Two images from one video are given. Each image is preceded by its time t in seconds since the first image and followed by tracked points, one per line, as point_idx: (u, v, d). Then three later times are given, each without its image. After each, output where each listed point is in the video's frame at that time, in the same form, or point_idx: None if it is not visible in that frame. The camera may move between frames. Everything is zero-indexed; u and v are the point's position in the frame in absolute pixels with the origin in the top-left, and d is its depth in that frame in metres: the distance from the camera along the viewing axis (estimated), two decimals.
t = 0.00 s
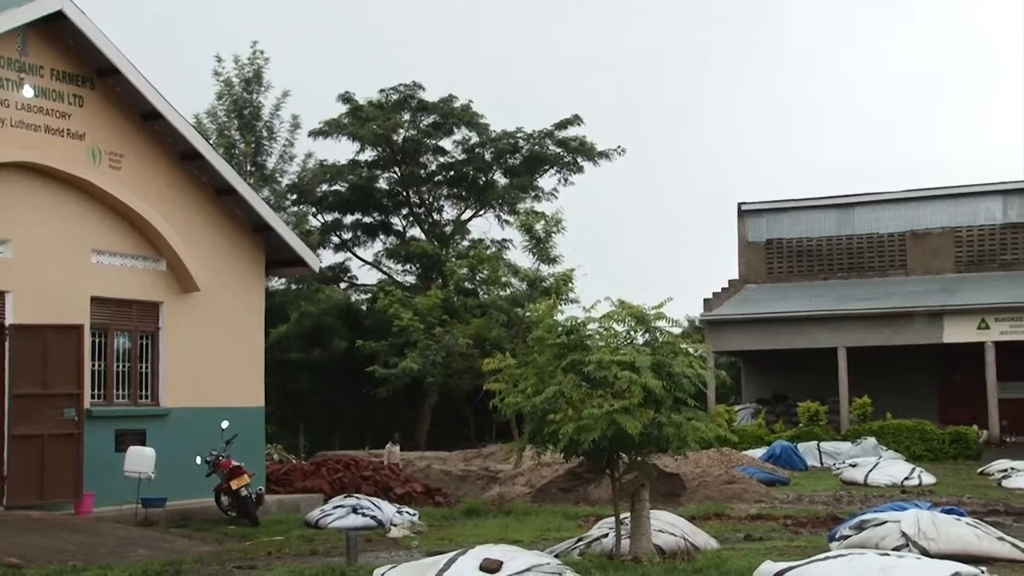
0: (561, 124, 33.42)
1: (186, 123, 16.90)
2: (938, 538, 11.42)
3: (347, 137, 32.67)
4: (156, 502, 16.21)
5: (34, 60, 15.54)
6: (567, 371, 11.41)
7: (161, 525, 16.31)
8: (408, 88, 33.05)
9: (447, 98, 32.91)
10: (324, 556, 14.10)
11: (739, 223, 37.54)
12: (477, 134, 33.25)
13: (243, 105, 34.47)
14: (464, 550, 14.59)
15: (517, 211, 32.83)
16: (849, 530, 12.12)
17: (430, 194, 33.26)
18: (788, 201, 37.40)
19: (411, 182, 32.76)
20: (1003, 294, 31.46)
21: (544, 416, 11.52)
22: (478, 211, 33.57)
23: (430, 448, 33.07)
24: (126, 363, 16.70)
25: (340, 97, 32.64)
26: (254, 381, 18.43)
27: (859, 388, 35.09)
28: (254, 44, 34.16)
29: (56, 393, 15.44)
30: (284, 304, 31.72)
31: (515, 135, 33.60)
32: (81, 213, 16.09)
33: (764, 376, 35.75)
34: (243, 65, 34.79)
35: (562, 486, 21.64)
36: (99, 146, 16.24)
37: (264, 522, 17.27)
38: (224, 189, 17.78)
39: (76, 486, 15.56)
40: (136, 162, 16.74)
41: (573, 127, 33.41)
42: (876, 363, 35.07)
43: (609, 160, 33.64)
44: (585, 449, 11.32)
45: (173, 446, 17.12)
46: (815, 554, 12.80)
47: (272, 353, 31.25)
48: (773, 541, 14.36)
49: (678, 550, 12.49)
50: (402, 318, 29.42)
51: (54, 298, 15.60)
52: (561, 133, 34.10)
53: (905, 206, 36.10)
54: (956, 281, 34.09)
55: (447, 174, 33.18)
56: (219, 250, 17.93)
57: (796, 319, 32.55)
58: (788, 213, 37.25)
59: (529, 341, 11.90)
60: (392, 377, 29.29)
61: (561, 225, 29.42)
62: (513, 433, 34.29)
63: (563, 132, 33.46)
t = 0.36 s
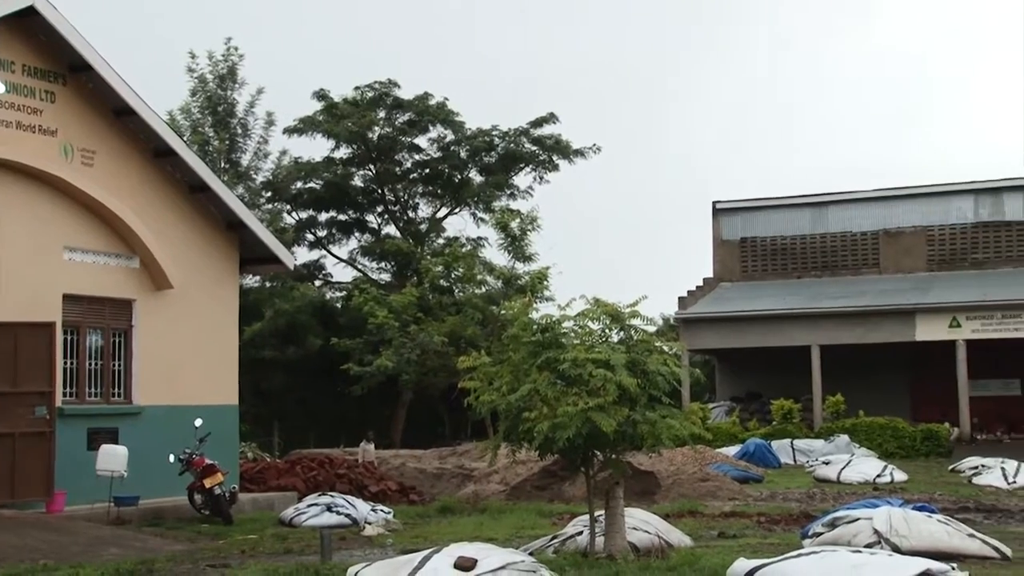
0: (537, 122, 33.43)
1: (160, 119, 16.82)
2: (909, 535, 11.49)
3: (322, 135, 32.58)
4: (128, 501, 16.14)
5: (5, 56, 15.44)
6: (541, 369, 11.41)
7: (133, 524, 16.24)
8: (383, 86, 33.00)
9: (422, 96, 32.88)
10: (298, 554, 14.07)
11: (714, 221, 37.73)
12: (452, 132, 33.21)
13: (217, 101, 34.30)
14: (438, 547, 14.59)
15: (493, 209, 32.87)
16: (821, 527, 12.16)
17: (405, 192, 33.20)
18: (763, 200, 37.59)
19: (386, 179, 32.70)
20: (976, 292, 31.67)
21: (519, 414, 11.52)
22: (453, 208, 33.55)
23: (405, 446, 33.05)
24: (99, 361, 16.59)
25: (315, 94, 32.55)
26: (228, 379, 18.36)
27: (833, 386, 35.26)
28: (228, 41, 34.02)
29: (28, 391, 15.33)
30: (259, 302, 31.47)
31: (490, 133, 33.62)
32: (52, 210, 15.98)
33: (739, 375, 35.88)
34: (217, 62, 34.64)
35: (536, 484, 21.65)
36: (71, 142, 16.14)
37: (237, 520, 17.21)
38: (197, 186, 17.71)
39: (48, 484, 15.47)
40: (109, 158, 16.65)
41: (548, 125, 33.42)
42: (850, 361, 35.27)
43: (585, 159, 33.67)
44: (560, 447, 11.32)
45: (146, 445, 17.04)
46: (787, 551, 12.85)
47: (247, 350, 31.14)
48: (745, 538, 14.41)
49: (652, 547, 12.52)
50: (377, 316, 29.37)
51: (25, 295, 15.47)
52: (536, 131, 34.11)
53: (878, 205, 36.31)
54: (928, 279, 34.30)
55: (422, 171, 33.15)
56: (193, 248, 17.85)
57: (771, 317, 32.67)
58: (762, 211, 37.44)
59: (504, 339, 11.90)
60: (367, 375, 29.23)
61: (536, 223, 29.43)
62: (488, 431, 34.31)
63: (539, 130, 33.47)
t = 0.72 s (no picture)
0: (512, 121, 33.44)
1: (132, 117, 16.74)
2: (882, 533, 11.52)
3: (296, 133, 32.47)
4: (101, 501, 16.06)
5: None
6: (516, 368, 11.40)
7: (105, 523, 16.17)
8: (358, 84, 32.89)
9: (397, 95, 32.86)
10: (272, 553, 14.02)
11: (688, 220, 37.88)
12: (427, 131, 33.18)
13: (190, 99, 34.14)
14: (413, 547, 14.56)
15: (468, 208, 32.88)
16: (794, 526, 12.19)
17: (380, 191, 33.14)
18: (737, 199, 37.77)
19: (361, 178, 32.62)
20: (948, 292, 31.87)
21: (494, 413, 11.50)
22: (428, 208, 33.53)
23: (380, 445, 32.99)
24: (71, 360, 16.47)
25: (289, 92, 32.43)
26: (201, 378, 18.27)
27: (806, 384, 35.41)
28: (202, 38, 33.84)
29: None
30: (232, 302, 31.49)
31: (465, 132, 33.63)
32: (24, 208, 15.86)
33: (713, 374, 36.01)
34: (190, 59, 34.45)
35: (511, 483, 21.63)
36: (42, 139, 16.03)
37: (211, 520, 17.15)
38: (171, 184, 17.64)
39: (19, 484, 15.42)
40: (80, 156, 16.54)
41: (523, 124, 33.43)
42: (823, 360, 35.43)
43: (560, 158, 33.69)
44: (534, 446, 11.32)
45: (118, 444, 16.94)
46: (761, 549, 12.89)
47: (221, 349, 31.01)
48: (719, 537, 14.44)
49: (626, 546, 12.53)
50: (352, 315, 29.30)
51: None
52: (511, 130, 34.12)
53: (851, 205, 36.51)
54: (901, 279, 34.52)
55: (397, 170, 33.10)
56: (166, 246, 17.77)
57: (745, 317, 32.76)
58: (736, 211, 37.61)
59: (479, 338, 11.89)
60: (341, 374, 29.15)
61: (511, 222, 29.43)
62: (463, 430, 34.30)
63: (514, 129, 33.49)
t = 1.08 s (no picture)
0: (491, 117, 33.44)
1: (110, 112, 16.66)
2: (860, 530, 11.51)
3: (274, 129, 32.36)
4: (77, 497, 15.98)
5: None
6: (495, 365, 11.39)
7: (82, 520, 16.09)
8: (336, 80, 32.86)
9: (376, 91, 32.84)
10: (249, 550, 13.98)
11: (667, 217, 38.02)
12: (406, 127, 33.17)
13: (167, 94, 33.96)
14: (391, 543, 14.55)
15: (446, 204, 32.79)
16: (772, 521, 12.23)
17: (359, 187, 33.10)
18: (715, 196, 37.95)
19: (340, 174, 32.55)
20: (924, 289, 32.02)
21: (473, 410, 11.49)
22: (407, 204, 33.45)
23: (359, 441, 32.95)
24: (47, 356, 16.37)
25: (267, 87, 32.35)
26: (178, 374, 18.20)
27: (784, 380, 35.53)
28: (179, 33, 33.67)
29: None
30: (210, 297, 31.23)
31: (444, 128, 33.62)
32: None
33: (691, 370, 36.11)
34: (167, 55, 34.28)
35: (489, 479, 21.63)
36: (18, 135, 15.91)
37: (188, 517, 17.10)
38: (148, 179, 17.57)
39: None
40: (57, 151, 16.45)
41: (502, 120, 33.42)
42: (801, 357, 35.58)
43: (538, 155, 33.69)
44: (513, 443, 11.32)
45: (95, 441, 16.85)
46: (738, 545, 12.92)
47: (198, 345, 30.90)
48: (696, 532, 14.48)
49: (604, 542, 12.55)
50: (330, 311, 29.25)
51: None
52: (490, 127, 34.10)
53: (828, 202, 36.70)
54: (877, 276, 34.67)
55: (375, 166, 33.07)
56: (143, 242, 17.69)
57: (722, 313, 32.84)
58: (714, 207, 37.76)
59: (458, 335, 11.88)
60: (319, 370, 29.08)
61: (490, 218, 29.41)
62: (442, 427, 34.30)
63: (492, 125, 33.47)
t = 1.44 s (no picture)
0: (467, 110, 33.39)
1: (83, 104, 16.55)
2: (832, 521, 11.61)
3: (249, 121, 32.22)
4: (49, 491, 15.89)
5: None
6: (471, 358, 11.38)
7: (54, 514, 16.00)
8: (312, 73, 32.71)
9: (352, 83, 32.70)
10: (224, 544, 13.93)
11: (643, 211, 38.11)
12: (382, 120, 33.11)
13: (141, 86, 33.70)
14: (366, 536, 14.52)
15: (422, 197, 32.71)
16: (745, 514, 12.26)
17: (334, 179, 32.98)
18: (691, 190, 38.08)
19: (315, 167, 32.50)
20: (898, 283, 32.16)
21: (448, 403, 11.47)
22: (382, 197, 33.36)
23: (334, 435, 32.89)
24: (19, 349, 16.25)
25: (242, 79, 32.19)
26: (152, 367, 18.12)
27: (759, 373, 35.66)
28: (153, 24, 33.44)
29: None
30: (183, 291, 30.89)
31: (420, 121, 33.56)
32: None
33: (665, 363, 36.24)
34: (141, 46, 34.04)
35: (464, 473, 21.61)
36: None
37: (162, 510, 17.03)
38: (121, 171, 17.47)
39: None
40: (29, 143, 16.33)
41: (479, 113, 33.38)
42: (776, 350, 35.70)
43: (515, 148, 33.64)
44: (488, 436, 11.31)
45: (67, 434, 16.75)
46: (713, 538, 12.96)
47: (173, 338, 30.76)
48: (672, 526, 14.51)
49: (579, 535, 12.55)
50: (305, 304, 29.16)
51: None
52: (466, 120, 34.03)
53: (803, 196, 36.84)
54: (852, 269, 34.80)
55: (351, 159, 32.94)
56: (116, 234, 17.59)
57: (697, 307, 32.93)
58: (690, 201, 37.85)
59: (434, 328, 11.84)
60: (294, 364, 28.99)
61: (466, 211, 29.37)
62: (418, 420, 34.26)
63: (469, 118, 33.42)
